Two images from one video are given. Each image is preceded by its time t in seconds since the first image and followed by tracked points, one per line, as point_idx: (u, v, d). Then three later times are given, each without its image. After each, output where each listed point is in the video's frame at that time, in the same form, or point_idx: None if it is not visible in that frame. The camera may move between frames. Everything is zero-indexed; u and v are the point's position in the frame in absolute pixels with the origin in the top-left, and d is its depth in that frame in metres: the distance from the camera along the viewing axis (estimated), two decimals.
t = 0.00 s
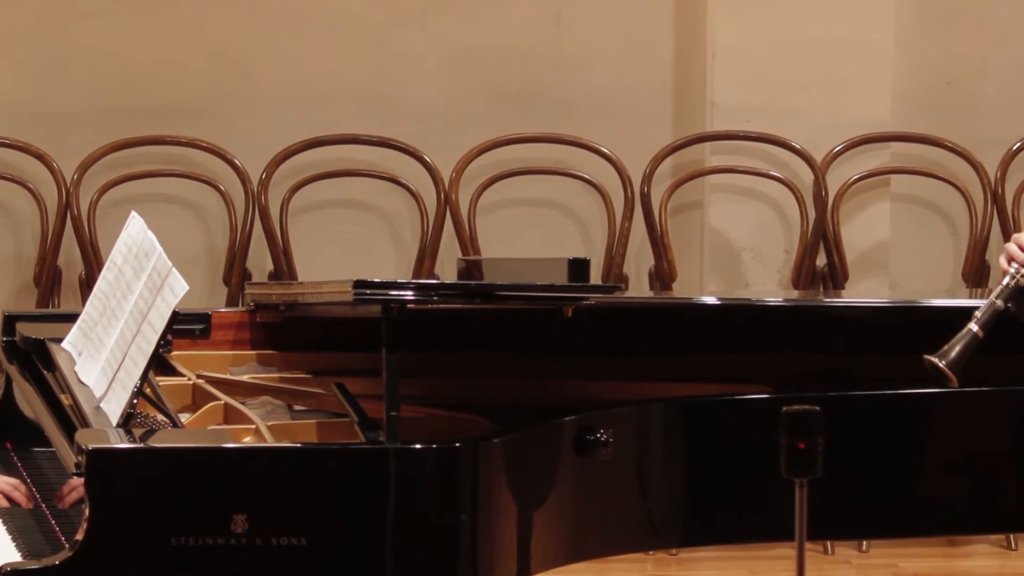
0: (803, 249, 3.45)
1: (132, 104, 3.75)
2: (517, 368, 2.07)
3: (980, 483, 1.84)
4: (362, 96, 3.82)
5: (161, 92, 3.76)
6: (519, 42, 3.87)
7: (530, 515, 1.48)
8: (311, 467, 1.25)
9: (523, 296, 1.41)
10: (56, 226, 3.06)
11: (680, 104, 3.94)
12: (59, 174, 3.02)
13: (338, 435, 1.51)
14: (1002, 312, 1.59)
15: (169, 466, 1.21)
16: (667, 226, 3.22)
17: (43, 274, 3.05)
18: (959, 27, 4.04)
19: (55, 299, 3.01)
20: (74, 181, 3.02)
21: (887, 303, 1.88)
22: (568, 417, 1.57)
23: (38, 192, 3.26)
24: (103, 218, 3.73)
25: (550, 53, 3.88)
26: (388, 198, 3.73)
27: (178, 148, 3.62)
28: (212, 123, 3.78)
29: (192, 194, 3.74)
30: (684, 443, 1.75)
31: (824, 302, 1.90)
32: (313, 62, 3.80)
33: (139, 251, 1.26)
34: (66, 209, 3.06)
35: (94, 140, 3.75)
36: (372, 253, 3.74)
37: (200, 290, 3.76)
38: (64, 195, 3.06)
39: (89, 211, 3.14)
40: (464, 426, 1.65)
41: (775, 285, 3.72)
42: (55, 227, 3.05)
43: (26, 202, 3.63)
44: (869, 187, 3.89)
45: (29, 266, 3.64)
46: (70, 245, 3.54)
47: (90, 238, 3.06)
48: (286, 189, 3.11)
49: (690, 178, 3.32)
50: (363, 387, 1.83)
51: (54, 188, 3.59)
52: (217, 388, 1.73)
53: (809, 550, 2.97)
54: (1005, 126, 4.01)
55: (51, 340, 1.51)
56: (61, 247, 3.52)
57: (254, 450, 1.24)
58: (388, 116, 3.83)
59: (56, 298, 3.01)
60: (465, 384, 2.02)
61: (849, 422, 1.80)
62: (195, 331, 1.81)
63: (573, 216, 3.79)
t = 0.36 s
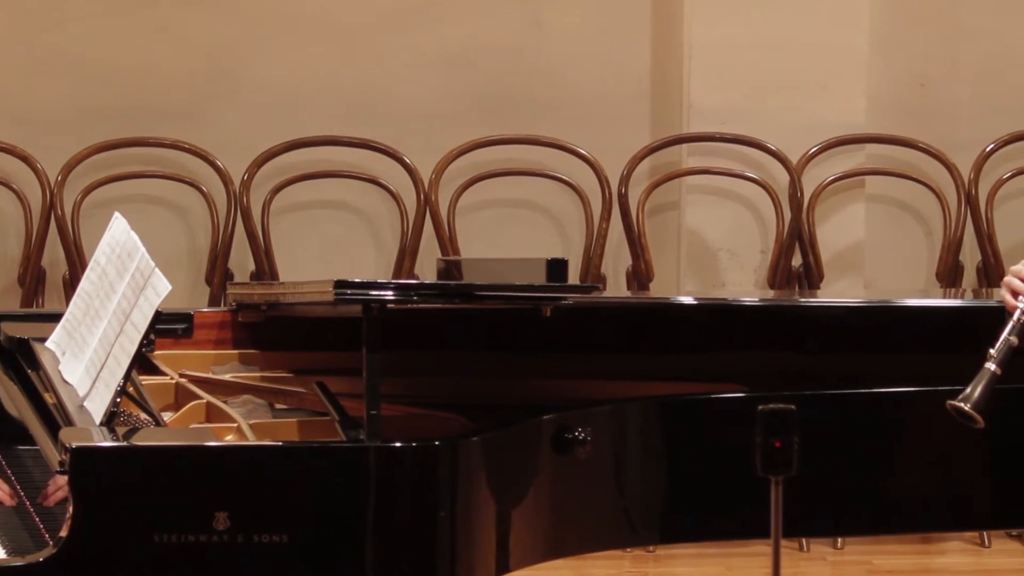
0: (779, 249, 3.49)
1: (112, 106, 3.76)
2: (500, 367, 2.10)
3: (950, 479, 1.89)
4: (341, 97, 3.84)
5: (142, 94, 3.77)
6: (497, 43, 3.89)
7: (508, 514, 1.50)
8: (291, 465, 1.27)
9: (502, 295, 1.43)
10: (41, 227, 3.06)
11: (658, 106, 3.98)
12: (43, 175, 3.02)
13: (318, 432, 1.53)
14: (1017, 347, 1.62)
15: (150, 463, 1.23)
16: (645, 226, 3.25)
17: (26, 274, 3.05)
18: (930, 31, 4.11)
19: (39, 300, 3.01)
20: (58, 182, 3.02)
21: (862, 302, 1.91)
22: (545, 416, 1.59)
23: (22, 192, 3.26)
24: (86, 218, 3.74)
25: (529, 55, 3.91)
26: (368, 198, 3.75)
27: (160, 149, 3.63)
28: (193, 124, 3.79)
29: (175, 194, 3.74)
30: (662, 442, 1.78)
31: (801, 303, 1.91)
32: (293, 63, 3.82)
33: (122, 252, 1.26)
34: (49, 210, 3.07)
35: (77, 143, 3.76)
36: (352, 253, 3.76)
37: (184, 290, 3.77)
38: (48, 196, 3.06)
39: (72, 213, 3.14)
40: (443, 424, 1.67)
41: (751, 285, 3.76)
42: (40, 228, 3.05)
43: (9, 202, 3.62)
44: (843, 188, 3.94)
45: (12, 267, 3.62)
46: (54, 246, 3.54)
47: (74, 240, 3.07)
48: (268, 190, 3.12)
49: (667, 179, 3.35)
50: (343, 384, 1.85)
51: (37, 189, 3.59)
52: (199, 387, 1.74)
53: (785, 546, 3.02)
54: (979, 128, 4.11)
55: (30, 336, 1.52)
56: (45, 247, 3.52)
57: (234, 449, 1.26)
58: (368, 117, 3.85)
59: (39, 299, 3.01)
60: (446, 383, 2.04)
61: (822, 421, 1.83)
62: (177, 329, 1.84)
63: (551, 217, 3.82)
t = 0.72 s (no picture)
0: (753, 249, 3.53)
1: (91, 107, 3.78)
2: (477, 365, 2.13)
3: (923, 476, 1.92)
4: (320, 98, 3.86)
5: (121, 95, 3.79)
6: (474, 45, 3.92)
7: (485, 511, 1.53)
8: (271, 462, 1.29)
9: (479, 294, 1.46)
10: (22, 228, 3.06)
11: (634, 107, 4.01)
12: (24, 176, 3.02)
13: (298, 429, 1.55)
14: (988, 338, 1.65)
15: (131, 461, 1.25)
16: (621, 227, 3.29)
17: (6, 275, 3.04)
18: (900, 36, 4.17)
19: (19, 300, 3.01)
20: (40, 183, 3.03)
21: (835, 303, 1.94)
22: (521, 414, 1.62)
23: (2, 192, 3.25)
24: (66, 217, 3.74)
25: (506, 57, 3.94)
26: (347, 198, 3.76)
27: (140, 150, 3.62)
28: (172, 126, 3.81)
29: (155, 195, 3.74)
30: (637, 440, 1.82)
31: (775, 301, 1.94)
32: (271, 64, 3.83)
33: (103, 252, 1.28)
34: (30, 210, 3.07)
35: (57, 143, 3.77)
36: (331, 254, 3.77)
37: (163, 290, 3.77)
38: (30, 196, 3.06)
39: (53, 213, 3.14)
40: (422, 423, 1.70)
41: (726, 285, 3.81)
42: (21, 228, 3.06)
43: None
44: (816, 189, 4.00)
45: None
46: (35, 246, 3.53)
47: (55, 240, 3.07)
48: (247, 191, 3.12)
49: (643, 180, 3.39)
50: (322, 383, 1.87)
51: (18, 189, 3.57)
52: (180, 385, 1.76)
53: (760, 543, 3.06)
54: (949, 130, 4.17)
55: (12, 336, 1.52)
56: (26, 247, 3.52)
57: (215, 446, 1.27)
58: (346, 118, 3.87)
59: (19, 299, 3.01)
60: (425, 381, 2.07)
61: (793, 418, 1.87)
62: (158, 329, 1.92)
63: (528, 217, 3.85)
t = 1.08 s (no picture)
0: (729, 249, 3.57)
1: (72, 106, 3.79)
2: (455, 363, 2.15)
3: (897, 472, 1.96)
4: (300, 99, 3.87)
5: (102, 95, 3.79)
6: (455, 46, 3.94)
7: (465, 508, 1.55)
8: (252, 459, 1.30)
9: (460, 293, 1.48)
10: (5, 228, 3.06)
11: (612, 108, 4.04)
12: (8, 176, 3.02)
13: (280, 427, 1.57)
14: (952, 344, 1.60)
15: (114, 459, 1.26)
16: (599, 227, 3.32)
17: None
18: (875, 39, 4.23)
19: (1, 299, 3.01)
20: (24, 183, 3.04)
21: (810, 301, 1.98)
22: (500, 412, 1.64)
23: None
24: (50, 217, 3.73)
25: (486, 57, 3.96)
26: (328, 198, 3.77)
27: (123, 151, 3.61)
28: (153, 126, 3.82)
29: (138, 194, 3.74)
30: (616, 438, 1.85)
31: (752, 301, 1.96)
32: (251, 65, 3.84)
33: (86, 251, 1.29)
34: (15, 210, 3.07)
35: (39, 144, 3.78)
36: (312, 253, 3.78)
37: (146, 289, 3.78)
38: (15, 196, 3.07)
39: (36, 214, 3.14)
40: (401, 420, 1.72)
41: (703, 284, 3.85)
42: (4, 228, 3.06)
43: None
44: (792, 189, 4.05)
45: None
46: (19, 245, 3.53)
47: (40, 240, 3.07)
48: (229, 191, 3.13)
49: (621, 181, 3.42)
50: (304, 381, 1.89)
51: None
52: (162, 383, 1.77)
53: (736, 539, 3.11)
54: (923, 132, 4.23)
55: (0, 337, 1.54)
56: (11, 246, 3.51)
57: (197, 444, 1.29)
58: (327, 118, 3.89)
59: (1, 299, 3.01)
60: (405, 380, 2.09)
61: (768, 416, 1.91)
62: (141, 327, 1.91)
63: (507, 217, 3.88)
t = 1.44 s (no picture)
0: (709, 250, 3.62)
1: (57, 109, 3.79)
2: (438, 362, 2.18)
3: (872, 469, 2.00)
4: (284, 101, 3.89)
5: (87, 97, 3.80)
6: (438, 48, 3.97)
7: (449, 504, 1.58)
8: (240, 455, 1.33)
9: (445, 293, 1.51)
10: None
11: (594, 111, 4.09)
12: None
13: (268, 423, 1.60)
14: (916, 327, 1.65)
15: (105, 456, 1.28)
16: (581, 228, 3.36)
17: None
18: (853, 43, 4.29)
19: None
20: (16, 185, 3.04)
21: (788, 302, 1.99)
22: (483, 410, 1.67)
23: None
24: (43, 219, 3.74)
25: (469, 60, 3.99)
26: (313, 200, 3.79)
27: (113, 153, 3.62)
28: (138, 127, 3.83)
29: (127, 196, 3.74)
30: (597, 435, 1.88)
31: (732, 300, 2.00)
32: (235, 67, 3.86)
33: (78, 252, 1.31)
34: (7, 212, 3.08)
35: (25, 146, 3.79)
36: (297, 254, 3.80)
37: (134, 290, 3.78)
38: (8, 199, 3.08)
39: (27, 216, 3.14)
40: (386, 418, 1.75)
41: (683, 284, 3.90)
42: None
43: None
44: (770, 191, 4.10)
45: None
46: (12, 248, 3.53)
47: (30, 241, 3.08)
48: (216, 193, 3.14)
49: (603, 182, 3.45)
50: (291, 380, 1.91)
51: None
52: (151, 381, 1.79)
53: (715, 535, 3.15)
54: (899, 135, 4.30)
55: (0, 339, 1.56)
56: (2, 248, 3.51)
57: (186, 440, 1.31)
58: (311, 120, 3.90)
59: None
60: (389, 379, 2.13)
61: (747, 413, 1.95)
62: (131, 327, 1.91)
63: (489, 218, 3.91)
